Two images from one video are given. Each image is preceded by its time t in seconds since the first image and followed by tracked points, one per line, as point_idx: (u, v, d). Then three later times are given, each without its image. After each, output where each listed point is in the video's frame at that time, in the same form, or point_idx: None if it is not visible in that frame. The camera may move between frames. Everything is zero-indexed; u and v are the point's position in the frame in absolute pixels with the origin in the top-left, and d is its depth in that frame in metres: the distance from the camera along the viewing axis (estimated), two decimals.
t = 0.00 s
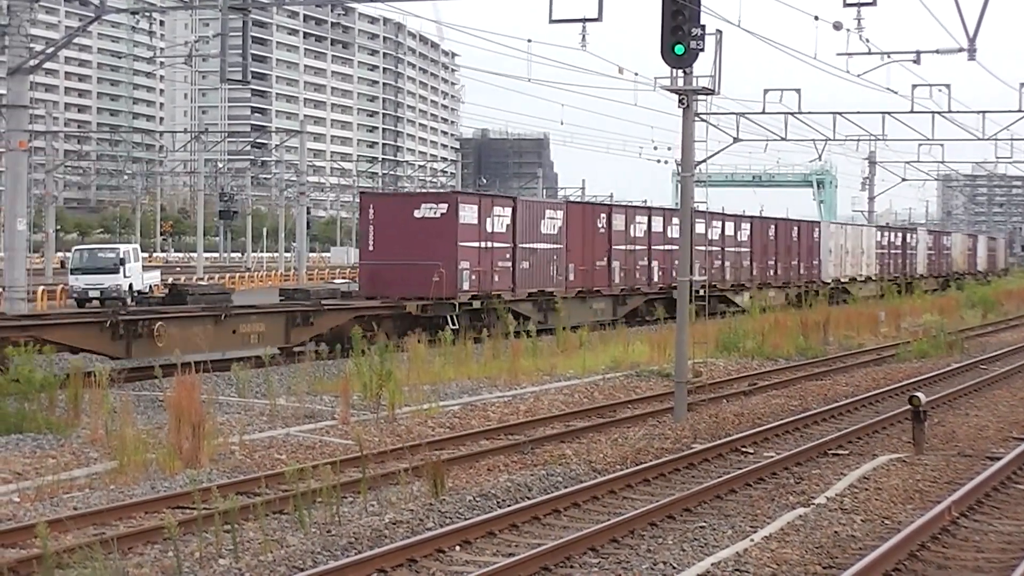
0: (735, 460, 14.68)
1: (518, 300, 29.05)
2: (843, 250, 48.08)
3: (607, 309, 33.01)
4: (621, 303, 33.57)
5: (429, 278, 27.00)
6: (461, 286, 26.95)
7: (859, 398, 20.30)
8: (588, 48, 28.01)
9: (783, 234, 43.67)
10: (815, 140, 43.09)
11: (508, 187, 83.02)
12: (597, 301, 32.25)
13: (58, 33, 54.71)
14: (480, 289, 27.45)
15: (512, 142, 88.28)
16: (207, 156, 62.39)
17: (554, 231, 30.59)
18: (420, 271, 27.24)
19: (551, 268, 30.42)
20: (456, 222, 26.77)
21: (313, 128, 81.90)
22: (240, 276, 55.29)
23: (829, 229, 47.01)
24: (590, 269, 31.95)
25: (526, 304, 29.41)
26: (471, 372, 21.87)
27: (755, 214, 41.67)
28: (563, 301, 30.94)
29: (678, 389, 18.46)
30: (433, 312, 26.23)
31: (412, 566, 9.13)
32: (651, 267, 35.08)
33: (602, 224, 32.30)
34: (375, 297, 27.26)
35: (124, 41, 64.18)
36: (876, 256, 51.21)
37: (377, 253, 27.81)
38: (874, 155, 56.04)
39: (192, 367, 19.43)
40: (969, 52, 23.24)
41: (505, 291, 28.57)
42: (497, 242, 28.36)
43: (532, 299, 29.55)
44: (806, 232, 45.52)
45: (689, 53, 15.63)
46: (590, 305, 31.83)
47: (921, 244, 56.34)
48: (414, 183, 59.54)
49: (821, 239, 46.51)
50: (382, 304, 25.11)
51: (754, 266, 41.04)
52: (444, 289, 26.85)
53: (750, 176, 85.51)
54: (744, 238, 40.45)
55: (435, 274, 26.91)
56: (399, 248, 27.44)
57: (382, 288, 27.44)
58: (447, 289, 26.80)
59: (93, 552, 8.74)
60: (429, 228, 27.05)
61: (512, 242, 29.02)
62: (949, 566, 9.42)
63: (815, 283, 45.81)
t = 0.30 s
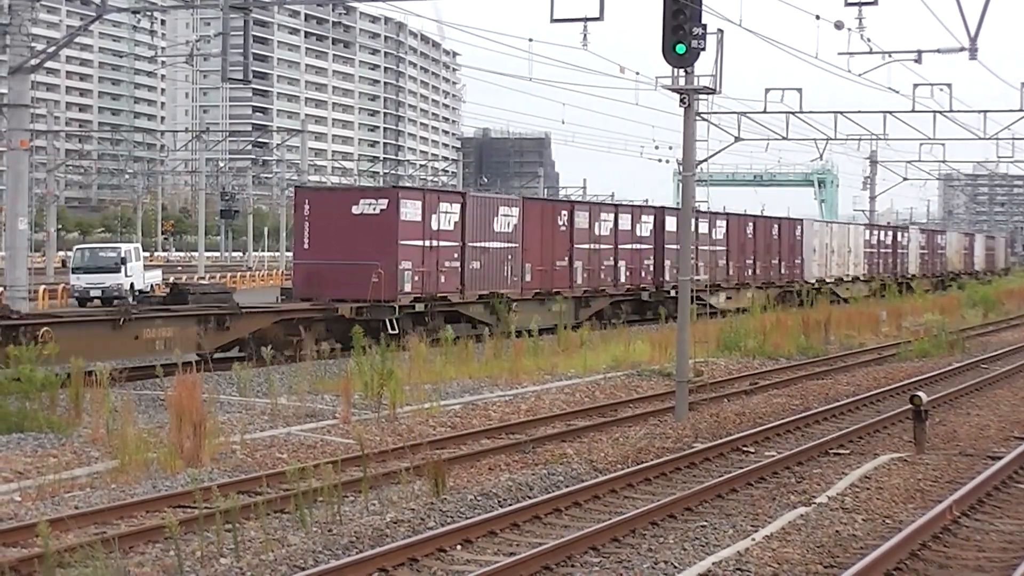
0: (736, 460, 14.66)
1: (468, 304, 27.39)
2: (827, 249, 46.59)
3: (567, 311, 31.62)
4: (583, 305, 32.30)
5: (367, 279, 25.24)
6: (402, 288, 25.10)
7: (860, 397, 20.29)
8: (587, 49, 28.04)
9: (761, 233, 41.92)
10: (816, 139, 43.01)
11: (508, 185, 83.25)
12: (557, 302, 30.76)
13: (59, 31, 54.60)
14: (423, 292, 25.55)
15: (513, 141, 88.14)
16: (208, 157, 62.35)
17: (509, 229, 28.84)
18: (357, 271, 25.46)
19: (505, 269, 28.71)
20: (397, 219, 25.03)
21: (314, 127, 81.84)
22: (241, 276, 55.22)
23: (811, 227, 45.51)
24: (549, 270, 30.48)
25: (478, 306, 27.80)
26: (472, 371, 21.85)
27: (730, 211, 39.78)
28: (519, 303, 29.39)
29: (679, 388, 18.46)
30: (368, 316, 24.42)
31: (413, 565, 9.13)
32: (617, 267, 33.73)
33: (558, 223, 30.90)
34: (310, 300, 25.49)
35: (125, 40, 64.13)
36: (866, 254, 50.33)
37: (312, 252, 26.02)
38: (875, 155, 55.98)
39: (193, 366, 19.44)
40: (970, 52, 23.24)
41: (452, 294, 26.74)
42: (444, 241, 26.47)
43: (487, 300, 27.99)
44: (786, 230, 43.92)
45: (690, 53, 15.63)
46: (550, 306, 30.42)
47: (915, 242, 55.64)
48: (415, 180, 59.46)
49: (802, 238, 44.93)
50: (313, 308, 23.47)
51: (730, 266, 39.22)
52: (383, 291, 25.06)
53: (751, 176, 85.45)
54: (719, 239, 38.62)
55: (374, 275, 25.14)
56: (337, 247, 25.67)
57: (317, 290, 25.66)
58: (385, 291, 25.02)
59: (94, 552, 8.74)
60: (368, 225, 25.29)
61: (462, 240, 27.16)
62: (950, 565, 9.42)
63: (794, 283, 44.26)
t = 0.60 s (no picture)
0: (738, 459, 14.68)
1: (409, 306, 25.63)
2: (808, 246, 45.93)
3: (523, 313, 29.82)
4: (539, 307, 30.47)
5: (295, 279, 23.65)
6: (332, 288, 23.54)
7: (862, 396, 20.31)
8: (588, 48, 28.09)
9: (738, 231, 40.85)
10: (818, 138, 42.99)
11: (510, 184, 83.30)
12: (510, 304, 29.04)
13: (61, 29, 54.48)
14: (356, 293, 24.03)
15: (516, 139, 88.41)
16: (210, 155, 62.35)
17: (456, 226, 27.01)
18: (284, 271, 23.85)
19: (452, 269, 26.91)
20: (326, 215, 23.39)
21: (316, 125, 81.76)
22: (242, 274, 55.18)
23: (792, 225, 44.81)
24: (502, 269, 28.70)
25: (421, 308, 26.08)
26: (474, 370, 21.86)
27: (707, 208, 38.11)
28: (467, 306, 27.63)
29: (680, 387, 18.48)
30: (294, 320, 23.01)
31: (414, 564, 9.14)
32: (579, 267, 31.99)
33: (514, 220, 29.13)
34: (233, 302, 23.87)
35: (127, 38, 64.10)
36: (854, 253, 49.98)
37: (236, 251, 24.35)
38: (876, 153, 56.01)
39: (195, 364, 19.49)
40: (973, 51, 23.24)
41: (390, 295, 25.07)
42: (381, 238, 24.82)
43: (430, 301, 26.22)
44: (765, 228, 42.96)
45: (692, 51, 15.63)
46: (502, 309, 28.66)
47: (909, 240, 55.62)
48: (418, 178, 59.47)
49: (781, 236, 44.16)
50: (230, 312, 21.85)
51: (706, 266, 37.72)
52: (311, 292, 23.49)
53: (753, 175, 85.55)
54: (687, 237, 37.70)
55: (302, 275, 23.57)
56: (263, 246, 24.04)
57: (242, 292, 24.05)
58: (314, 292, 23.45)
59: (95, 551, 8.76)
60: (295, 221, 23.66)
61: (402, 237, 25.41)
62: (951, 564, 9.43)
63: (773, 282, 43.34)
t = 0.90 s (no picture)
0: (739, 459, 14.65)
1: (341, 309, 24.06)
2: (789, 245, 43.66)
3: (472, 316, 28.24)
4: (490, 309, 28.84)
5: (209, 281, 21.92)
6: (251, 291, 21.85)
7: (863, 396, 20.29)
8: (589, 49, 28.16)
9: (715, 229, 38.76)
10: (819, 138, 42.94)
11: (511, 184, 83.33)
12: (457, 307, 27.50)
13: (62, 30, 54.31)
14: (278, 296, 22.33)
15: (516, 139, 88.67)
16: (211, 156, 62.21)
17: (395, 223, 25.41)
18: (198, 273, 22.11)
19: (390, 269, 25.32)
20: (244, 212, 21.67)
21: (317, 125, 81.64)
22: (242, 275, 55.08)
23: (772, 224, 42.54)
24: (446, 270, 27.10)
25: (355, 312, 24.49)
26: (475, 370, 21.85)
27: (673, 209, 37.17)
28: (407, 309, 26.00)
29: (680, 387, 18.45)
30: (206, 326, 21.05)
31: (415, 564, 9.13)
32: (535, 267, 30.40)
33: (462, 216, 27.54)
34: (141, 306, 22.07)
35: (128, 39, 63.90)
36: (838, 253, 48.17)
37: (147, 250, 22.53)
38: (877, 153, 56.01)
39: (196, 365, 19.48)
40: (974, 51, 23.26)
41: (318, 298, 23.41)
42: (307, 237, 23.11)
43: (365, 305, 24.67)
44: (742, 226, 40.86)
45: (693, 52, 15.62)
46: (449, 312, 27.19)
47: (900, 241, 54.16)
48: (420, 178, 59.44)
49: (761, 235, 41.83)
50: (132, 318, 19.88)
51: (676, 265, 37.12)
52: (227, 295, 21.80)
53: (754, 175, 85.61)
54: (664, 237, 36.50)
55: (217, 276, 21.86)
56: (175, 245, 22.28)
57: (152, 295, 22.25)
58: (230, 295, 21.76)
59: (96, 551, 8.76)
60: (210, 218, 21.90)
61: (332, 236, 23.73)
62: (953, 565, 9.42)
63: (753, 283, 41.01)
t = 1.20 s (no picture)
0: (739, 460, 14.64)
1: (261, 315, 22.37)
2: (767, 245, 41.68)
3: (414, 321, 26.36)
4: (435, 314, 26.93)
5: (106, 285, 20.26)
6: (153, 296, 20.22)
7: (863, 397, 20.29)
8: (589, 50, 28.17)
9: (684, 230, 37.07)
10: (820, 139, 42.90)
11: (511, 185, 83.24)
12: (396, 313, 25.68)
13: (62, 31, 54.16)
14: (185, 300, 20.71)
15: (517, 140, 88.75)
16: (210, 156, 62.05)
17: (324, 222, 23.71)
18: (96, 276, 20.45)
19: (317, 271, 23.58)
20: (145, 210, 20.04)
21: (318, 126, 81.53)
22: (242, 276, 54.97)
23: (749, 224, 40.40)
24: (383, 273, 25.29)
25: (278, 318, 22.78)
26: (475, 371, 21.85)
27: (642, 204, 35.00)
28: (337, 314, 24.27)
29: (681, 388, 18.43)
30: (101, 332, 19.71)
31: (416, 565, 9.14)
32: (484, 268, 28.49)
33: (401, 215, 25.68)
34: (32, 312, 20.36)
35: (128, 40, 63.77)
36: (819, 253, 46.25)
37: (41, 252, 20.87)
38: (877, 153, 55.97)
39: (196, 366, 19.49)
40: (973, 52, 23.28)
41: (234, 303, 21.75)
42: (221, 236, 21.47)
43: (290, 310, 22.95)
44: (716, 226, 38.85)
45: (694, 52, 15.62)
46: (386, 317, 25.35)
47: (888, 240, 52.61)
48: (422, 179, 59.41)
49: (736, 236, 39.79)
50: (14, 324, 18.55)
51: (644, 266, 34.68)
52: (127, 299, 20.16)
53: (755, 176, 85.63)
54: (630, 237, 34.26)
55: (116, 279, 20.23)
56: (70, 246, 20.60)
57: (46, 299, 20.55)
58: (130, 299, 20.11)
59: (97, 552, 8.76)
60: (110, 217, 20.27)
61: (250, 236, 22.06)
62: (953, 565, 9.42)
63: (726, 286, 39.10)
